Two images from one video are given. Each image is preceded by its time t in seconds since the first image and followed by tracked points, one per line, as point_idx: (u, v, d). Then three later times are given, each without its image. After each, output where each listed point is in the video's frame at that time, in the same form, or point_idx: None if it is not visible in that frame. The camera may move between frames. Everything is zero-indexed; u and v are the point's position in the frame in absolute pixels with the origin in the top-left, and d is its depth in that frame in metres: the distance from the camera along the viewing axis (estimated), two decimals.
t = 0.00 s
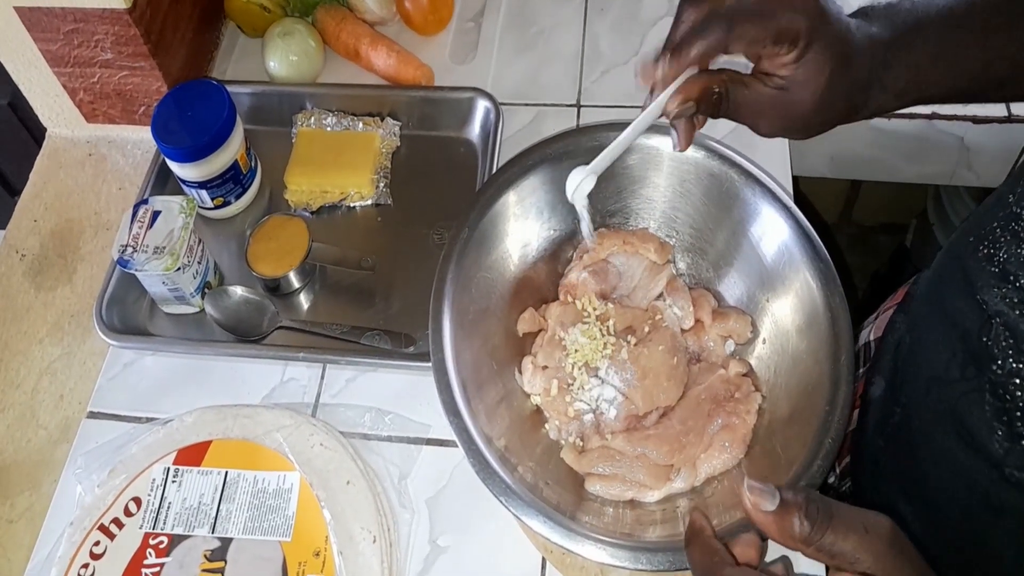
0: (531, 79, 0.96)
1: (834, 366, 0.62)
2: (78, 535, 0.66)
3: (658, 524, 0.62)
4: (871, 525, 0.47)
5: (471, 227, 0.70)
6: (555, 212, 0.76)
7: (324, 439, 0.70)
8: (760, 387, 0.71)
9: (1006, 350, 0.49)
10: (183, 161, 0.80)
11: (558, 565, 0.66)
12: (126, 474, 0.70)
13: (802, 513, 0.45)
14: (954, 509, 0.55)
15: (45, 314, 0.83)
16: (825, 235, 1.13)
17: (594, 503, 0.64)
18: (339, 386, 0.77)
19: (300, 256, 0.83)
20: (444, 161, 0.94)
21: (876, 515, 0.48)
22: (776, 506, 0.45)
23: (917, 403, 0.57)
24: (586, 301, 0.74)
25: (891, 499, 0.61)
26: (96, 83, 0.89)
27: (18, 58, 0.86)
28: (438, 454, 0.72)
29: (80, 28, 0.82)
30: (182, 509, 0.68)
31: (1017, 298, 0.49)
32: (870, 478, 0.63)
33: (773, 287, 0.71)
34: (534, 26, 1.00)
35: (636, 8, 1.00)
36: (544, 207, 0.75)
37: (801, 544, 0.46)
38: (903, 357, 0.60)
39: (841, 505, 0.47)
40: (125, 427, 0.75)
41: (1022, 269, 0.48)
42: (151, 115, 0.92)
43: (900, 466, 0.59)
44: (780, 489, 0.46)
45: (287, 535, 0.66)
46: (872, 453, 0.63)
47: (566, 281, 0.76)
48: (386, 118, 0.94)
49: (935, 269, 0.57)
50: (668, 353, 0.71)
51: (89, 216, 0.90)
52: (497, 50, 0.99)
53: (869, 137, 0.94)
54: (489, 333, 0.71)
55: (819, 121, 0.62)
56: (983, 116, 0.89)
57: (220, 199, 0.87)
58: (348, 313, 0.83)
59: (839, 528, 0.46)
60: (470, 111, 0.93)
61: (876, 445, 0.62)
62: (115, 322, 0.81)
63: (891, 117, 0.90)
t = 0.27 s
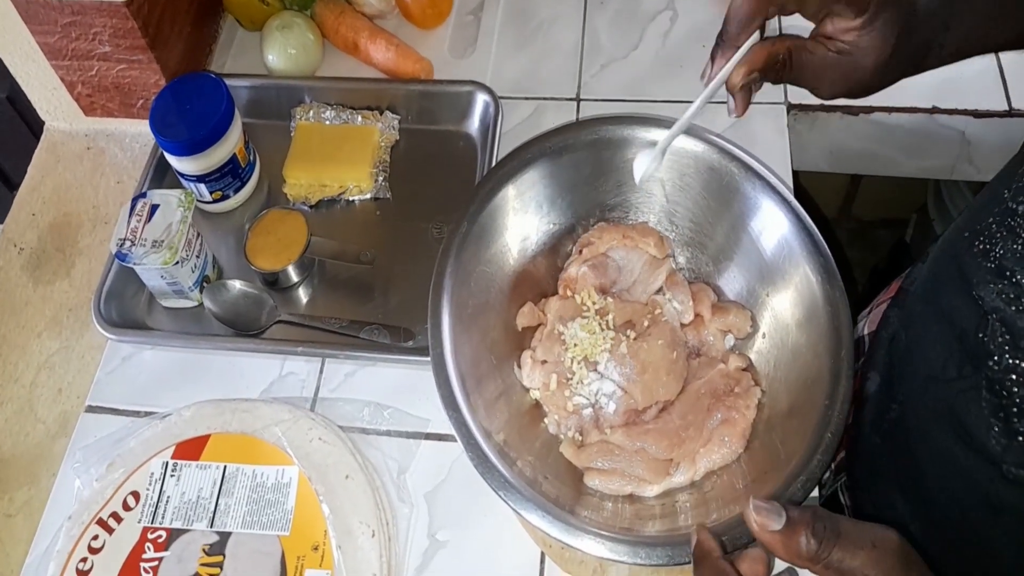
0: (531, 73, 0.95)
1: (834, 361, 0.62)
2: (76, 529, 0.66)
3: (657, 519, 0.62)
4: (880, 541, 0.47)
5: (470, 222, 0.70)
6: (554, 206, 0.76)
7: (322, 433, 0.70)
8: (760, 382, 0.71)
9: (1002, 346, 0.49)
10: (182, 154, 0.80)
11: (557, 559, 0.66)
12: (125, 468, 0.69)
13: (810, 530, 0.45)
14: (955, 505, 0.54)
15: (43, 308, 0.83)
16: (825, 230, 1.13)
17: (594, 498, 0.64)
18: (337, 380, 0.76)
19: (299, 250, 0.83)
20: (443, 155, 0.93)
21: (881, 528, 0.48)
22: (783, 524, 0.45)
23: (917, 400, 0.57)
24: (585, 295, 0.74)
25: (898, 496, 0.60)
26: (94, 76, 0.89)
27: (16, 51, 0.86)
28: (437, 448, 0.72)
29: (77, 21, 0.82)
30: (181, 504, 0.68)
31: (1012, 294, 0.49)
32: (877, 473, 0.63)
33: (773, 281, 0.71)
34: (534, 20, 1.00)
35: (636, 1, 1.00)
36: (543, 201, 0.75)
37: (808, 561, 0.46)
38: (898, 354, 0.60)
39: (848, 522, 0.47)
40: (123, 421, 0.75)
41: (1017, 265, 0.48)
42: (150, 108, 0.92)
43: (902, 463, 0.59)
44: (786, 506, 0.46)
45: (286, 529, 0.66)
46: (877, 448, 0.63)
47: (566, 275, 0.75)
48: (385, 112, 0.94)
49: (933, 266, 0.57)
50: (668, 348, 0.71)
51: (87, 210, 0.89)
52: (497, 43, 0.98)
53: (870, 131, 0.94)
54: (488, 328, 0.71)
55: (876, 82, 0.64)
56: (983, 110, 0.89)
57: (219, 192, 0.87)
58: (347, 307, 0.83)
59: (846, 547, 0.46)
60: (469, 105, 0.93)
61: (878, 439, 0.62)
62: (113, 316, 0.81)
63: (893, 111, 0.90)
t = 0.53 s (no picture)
0: (529, 72, 0.96)
1: (831, 360, 0.62)
2: (74, 527, 0.66)
3: (655, 518, 0.62)
4: (870, 495, 0.46)
5: (469, 221, 0.70)
6: (553, 205, 0.76)
7: (321, 431, 0.70)
8: (757, 381, 0.71)
9: (995, 331, 0.49)
10: (180, 152, 0.80)
11: (555, 558, 0.66)
12: (123, 466, 0.69)
13: (799, 476, 0.45)
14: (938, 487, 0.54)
15: (41, 306, 0.83)
16: (822, 230, 1.13)
17: (591, 497, 0.65)
18: (335, 379, 0.76)
19: (297, 248, 0.83)
20: (441, 154, 0.93)
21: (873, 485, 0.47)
22: (773, 469, 0.45)
23: (911, 388, 0.57)
24: (583, 295, 0.74)
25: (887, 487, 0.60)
26: (92, 74, 0.89)
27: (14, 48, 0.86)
28: (434, 447, 0.72)
29: (76, 19, 0.82)
30: (179, 501, 0.68)
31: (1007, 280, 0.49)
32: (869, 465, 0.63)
33: (770, 281, 0.71)
34: (532, 20, 1.00)
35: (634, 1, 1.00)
36: (541, 200, 0.75)
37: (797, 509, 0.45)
38: (897, 345, 0.61)
39: (838, 473, 0.46)
40: (121, 419, 0.75)
41: (1013, 251, 0.49)
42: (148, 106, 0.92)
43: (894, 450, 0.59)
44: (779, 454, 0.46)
45: (283, 527, 0.66)
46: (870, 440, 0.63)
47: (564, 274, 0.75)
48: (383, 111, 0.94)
49: (934, 256, 0.58)
50: (665, 347, 0.71)
51: (86, 208, 0.89)
52: (496, 43, 0.99)
53: (867, 132, 0.94)
54: (486, 326, 0.71)
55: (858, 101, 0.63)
56: (982, 111, 0.89)
57: (217, 190, 0.87)
58: (345, 306, 0.83)
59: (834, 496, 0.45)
60: (467, 104, 0.93)
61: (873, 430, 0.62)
62: (112, 314, 0.81)
63: (891, 112, 0.90)
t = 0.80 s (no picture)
0: (529, 73, 0.96)
1: (831, 361, 0.62)
2: (72, 526, 0.66)
3: (654, 519, 0.62)
4: (858, 475, 0.46)
5: (468, 221, 0.70)
6: (552, 206, 0.76)
7: (319, 431, 0.70)
8: (756, 382, 0.71)
9: (999, 323, 0.49)
10: (179, 152, 0.80)
11: (553, 558, 0.66)
12: (122, 465, 0.69)
13: (790, 454, 0.45)
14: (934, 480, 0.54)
15: (40, 305, 0.83)
16: (822, 231, 1.13)
17: (590, 497, 0.65)
18: (334, 379, 0.76)
19: (297, 248, 0.83)
20: (441, 154, 0.93)
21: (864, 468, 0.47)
22: (765, 445, 0.45)
23: (913, 380, 0.57)
24: (582, 295, 0.74)
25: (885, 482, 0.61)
26: (92, 73, 0.89)
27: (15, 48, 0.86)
28: (433, 447, 0.72)
29: (76, 18, 0.82)
30: (177, 501, 0.68)
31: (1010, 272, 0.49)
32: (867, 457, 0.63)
33: (769, 282, 0.71)
34: (532, 20, 1.00)
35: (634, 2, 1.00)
36: (541, 201, 0.75)
37: (787, 486, 0.45)
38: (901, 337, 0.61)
39: (830, 455, 0.46)
40: (120, 419, 0.75)
41: (1020, 244, 0.49)
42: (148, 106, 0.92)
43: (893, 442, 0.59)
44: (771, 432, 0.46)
45: (282, 527, 0.66)
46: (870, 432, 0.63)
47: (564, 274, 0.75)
48: (383, 111, 0.94)
49: (942, 250, 0.58)
50: (664, 347, 0.71)
51: (85, 207, 0.89)
52: (496, 43, 0.98)
53: (867, 133, 0.94)
54: (485, 327, 0.71)
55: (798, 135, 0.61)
56: (980, 113, 0.89)
57: (217, 190, 0.87)
58: (344, 306, 0.83)
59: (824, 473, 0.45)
60: (467, 105, 0.93)
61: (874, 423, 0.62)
62: (111, 313, 0.81)
63: (891, 113, 0.90)
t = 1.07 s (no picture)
0: (528, 74, 0.96)
1: (829, 363, 0.62)
2: (71, 528, 0.66)
3: (652, 520, 0.62)
4: (887, 526, 0.46)
5: (467, 223, 0.70)
6: (551, 207, 0.76)
7: (318, 433, 0.70)
8: (755, 384, 0.71)
9: (1011, 330, 0.49)
10: (178, 153, 0.80)
11: (552, 560, 0.66)
12: (120, 467, 0.69)
13: (816, 511, 0.43)
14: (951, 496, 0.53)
15: (39, 306, 0.83)
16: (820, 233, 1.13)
17: (589, 499, 0.65)
18: (333, 380, 0.76)
19: (296, 249, 0.83)
20: (440, 155, 0.93)
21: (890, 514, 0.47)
22: (790, 505, 0.43)
23: (922, 387, 0.56)
24: (581, 296, 0.74)
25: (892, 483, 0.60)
26: (91, 74, 0.89)
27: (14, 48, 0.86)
28: (432, 449, 0.72)
29: (75, 19, 0.82)
30: (176, 503, 0.68)
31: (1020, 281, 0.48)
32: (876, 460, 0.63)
33: (768, 284, 0.71)
34: (531, 21, 1.00)
35: (633, 3, 1.00)
36: (540, 202, 0.75)
37: (815, 544, 0.44)
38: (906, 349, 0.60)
39: (857, 507, 0.46)
40: (119, 420, 0.75)
41: None
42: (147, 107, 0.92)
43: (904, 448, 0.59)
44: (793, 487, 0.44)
45: (280, 529, 0.66)
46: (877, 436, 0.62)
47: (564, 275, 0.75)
48: (382, 112, 0.94)
49: (947, 257, 0.57)
50: (663, 349, 0.71)
51: (84, 208, 0.89)
52: (494, 44, 0.99)
53: (865, 135, 0.94)
54: (484, 328, 0.71)
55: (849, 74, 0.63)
56: (979, 116, 0.89)
57: (216, 191, 0.87)
58: (343, 307, 0.83)
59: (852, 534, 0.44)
60: (466, 106, 0.93)
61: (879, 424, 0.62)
62: (110, 314, 0.81)
63: (890, 115, 0.90)
